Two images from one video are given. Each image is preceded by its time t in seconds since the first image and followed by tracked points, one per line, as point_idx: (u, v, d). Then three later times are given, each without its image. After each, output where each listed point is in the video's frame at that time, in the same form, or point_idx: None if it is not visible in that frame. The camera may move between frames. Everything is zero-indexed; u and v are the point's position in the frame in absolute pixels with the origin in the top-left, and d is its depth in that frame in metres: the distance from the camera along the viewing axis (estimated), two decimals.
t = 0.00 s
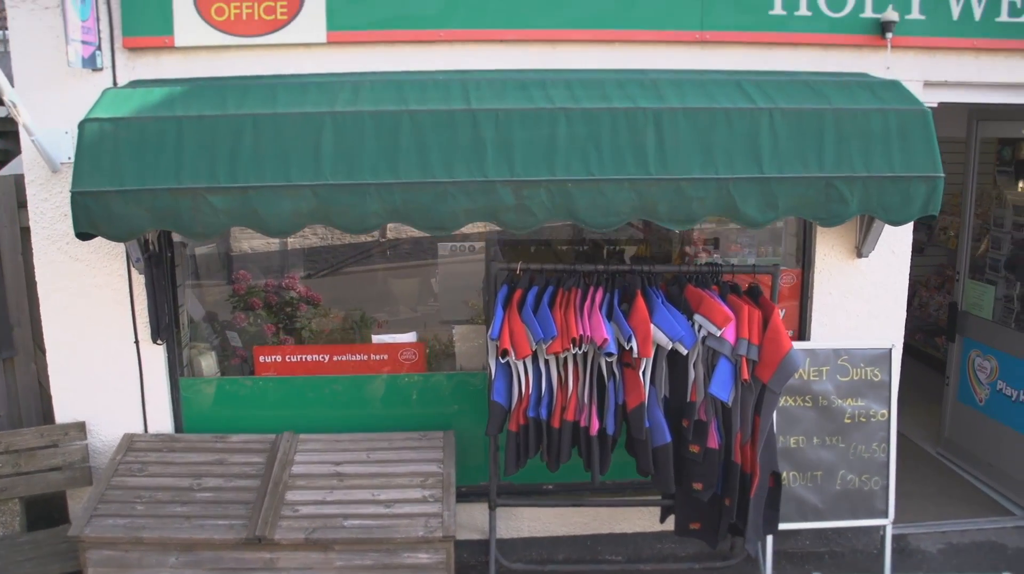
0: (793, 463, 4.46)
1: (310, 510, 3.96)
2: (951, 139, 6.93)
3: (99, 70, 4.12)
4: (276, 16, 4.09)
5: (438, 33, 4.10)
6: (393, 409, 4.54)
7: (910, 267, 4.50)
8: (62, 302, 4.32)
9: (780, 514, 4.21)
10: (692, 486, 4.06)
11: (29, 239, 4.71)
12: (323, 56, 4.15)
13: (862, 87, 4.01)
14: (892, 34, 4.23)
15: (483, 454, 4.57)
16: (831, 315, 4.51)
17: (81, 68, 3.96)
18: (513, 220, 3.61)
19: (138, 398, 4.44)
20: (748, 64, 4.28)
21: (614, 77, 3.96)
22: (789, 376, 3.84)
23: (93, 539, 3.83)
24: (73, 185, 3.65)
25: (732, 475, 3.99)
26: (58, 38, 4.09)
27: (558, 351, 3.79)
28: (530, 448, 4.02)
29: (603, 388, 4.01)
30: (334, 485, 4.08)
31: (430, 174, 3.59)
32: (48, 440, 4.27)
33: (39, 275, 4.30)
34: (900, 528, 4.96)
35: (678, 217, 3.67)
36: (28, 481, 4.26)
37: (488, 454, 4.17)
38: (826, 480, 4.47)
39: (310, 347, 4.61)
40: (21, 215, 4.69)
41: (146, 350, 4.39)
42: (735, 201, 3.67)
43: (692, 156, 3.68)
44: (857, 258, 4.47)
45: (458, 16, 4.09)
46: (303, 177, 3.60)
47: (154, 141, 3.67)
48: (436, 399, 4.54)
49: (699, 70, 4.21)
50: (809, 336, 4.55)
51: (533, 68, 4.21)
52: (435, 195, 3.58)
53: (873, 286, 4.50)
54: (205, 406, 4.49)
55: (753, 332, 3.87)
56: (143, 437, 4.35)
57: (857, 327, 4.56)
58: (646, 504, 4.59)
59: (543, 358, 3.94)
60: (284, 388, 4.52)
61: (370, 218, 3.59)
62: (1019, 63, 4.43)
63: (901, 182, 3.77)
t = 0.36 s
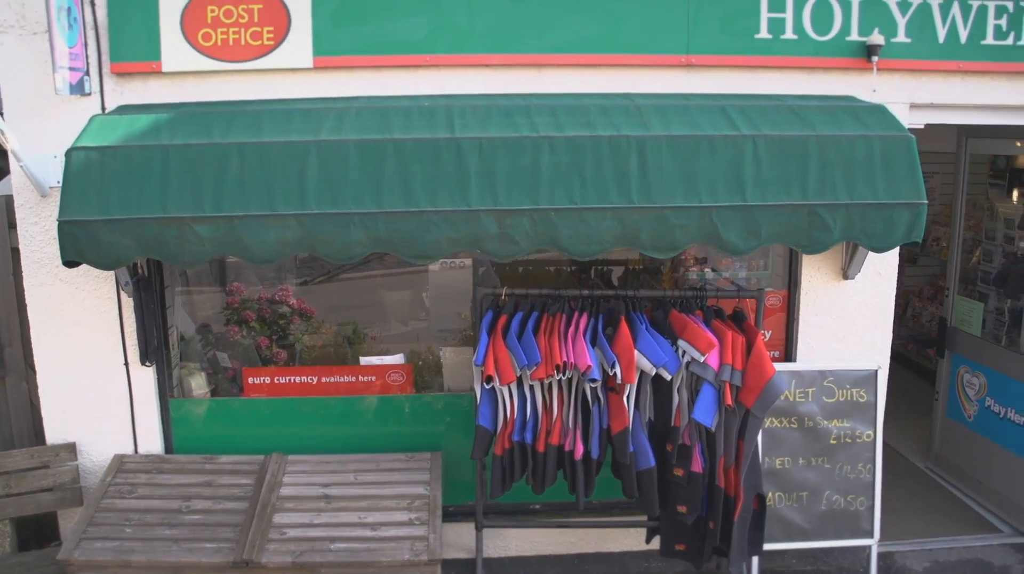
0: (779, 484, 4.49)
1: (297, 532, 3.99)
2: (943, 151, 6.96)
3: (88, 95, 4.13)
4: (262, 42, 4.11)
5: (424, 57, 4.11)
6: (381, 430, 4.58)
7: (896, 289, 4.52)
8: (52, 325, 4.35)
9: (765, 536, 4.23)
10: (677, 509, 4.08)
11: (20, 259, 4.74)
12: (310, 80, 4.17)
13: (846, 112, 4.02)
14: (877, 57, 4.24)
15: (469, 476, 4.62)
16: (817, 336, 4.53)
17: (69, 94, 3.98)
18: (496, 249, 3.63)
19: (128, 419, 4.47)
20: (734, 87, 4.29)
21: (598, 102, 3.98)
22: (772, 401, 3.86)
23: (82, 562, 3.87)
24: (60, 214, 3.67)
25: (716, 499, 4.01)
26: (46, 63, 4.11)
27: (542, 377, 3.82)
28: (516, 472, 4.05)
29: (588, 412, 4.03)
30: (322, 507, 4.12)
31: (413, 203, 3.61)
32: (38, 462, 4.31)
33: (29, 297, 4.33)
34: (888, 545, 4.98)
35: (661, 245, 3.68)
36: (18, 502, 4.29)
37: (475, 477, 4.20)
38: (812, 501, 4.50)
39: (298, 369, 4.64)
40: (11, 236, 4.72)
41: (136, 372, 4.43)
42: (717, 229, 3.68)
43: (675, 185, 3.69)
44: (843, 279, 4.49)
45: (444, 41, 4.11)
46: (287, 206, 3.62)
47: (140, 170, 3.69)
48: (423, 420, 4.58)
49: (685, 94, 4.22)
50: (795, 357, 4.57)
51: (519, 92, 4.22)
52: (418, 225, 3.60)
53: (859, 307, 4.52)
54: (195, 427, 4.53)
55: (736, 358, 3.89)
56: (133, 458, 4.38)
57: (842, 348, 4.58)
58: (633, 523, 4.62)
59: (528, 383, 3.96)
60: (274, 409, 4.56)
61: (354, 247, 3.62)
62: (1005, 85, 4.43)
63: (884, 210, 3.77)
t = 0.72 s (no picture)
0: (763, 503, 4.51)
1: (283, 554, 4.03)
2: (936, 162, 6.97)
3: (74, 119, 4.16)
4: (247, 67, 4.13)
5: (409, 82, 4.13)
6: (369, 449, 4.62)
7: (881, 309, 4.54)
8: (42, 346, 4.39)
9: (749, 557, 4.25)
10: (660, 530, 4.12)
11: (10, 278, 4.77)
12: (296, 104, 4.19)
13: (830, 137, 4.03)
14: (862, 80, 4.25)
15: (455, 500, 4.68)
16: (802, 357, 4.56)
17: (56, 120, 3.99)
18: (478, 276, 3.66)
19: (117, 439, 4.51)
20: (719, 109, 4.31)
21: (582, 127, 4.00)
22: (753, 426, 3.89)
23: None
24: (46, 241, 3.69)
25: (698, 521, 4.04)
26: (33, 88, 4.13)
27: (525, 402, 3.85)
28: (500, 494, 4.08)
29: (571, 436, 4.06)
30: (308, 529, 4.15)
31: (396, 232, 3.63)
32: (28, 482, 4.35)
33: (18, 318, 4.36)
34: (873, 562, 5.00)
35: (643, 272, 3.70)
36: (8, 522, 4.33)
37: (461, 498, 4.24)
38: (796, 520, 4.52)
39: (286, 389, 4.66)
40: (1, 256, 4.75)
41: (125, 393, 4.46)
42: (699, 256, 3.69)
43: (657, 212, 3.71)
44: (828, 301, 4.51)
45: (429, 65, 4.13)
46: (271, 234, 3.65)
47: (125, 197, 3.71)
48: (408, 441, 4.63)
49: (669, 117, 4.23)
50: (779, 378, 4.59)
51: (504, 115, 4.23)
52: (401, 253, 3.62)
53: (843, 328, 4.54)
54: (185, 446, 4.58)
55: (718, 382, 3.91)
56: (122, 478, 4.43)
57: (827, 369, 4.61)
58: (618, 542, 4.66)
59: (512, 408, 3.99)
60: (264, 428, 4.60)
61: (337, 275, 3.64)
62: (991, 106, 4.44)
63: (865, 236, 3.78)
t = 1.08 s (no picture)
0: (747, 521, 4.53)
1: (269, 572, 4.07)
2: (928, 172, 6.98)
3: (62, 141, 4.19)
4: (233, 89, 4.15)
5: (394, 104, 4.16)
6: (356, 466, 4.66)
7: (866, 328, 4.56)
8: (32, 365, 4.43)
9: None
10: (643, 550, 4.14)
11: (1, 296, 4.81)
12: (282, 126, 4.22)
13: (814, 159, 4.04)
14: (846, 101, 4.26)
15: (439, 515, 4.71)
16: (787, 376, 4.58)
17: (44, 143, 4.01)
18: (460, 301, 3.68)
19: (107, 457, 4.55)
20: (703, 131, 4.33)
21: (566, 150, 4.02)
22: (735, 448, 3.90)
23: None
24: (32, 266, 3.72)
25: (681, 541, 4.06)
26: (21, 110, 4.15)
27: (507, 425, 3.87)
28: (484, 515, 4.11)
29: (555, 457, 4.08)
30: (294, 547, 4.19)
31: (379, 257, 3.66)
32: (17, 500, 4.39)
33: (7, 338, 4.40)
34: None
35: (624, 296, 3.72)
36: None
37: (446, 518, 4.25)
38: (781, 538, 4.54)
39: (274, 407, 4.70)
40: None
41: (114, 411, 4.50)
42: (680, 281, 3.71)
43: (638, 237, 3.73)
44: (813, 320, 4.53)
45: (414, 87, 4.16)
46: (255, 260, 3.67)
47: (111, 222, 3.74)
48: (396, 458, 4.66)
49: (654, 138, 4.25)
50: (765, 397, 4.62)
51: (488, 138, 4.28)
52: (383, 278, 3.65)
53: (828, 347, 4.57)
54: (173, 464, 4.62)
55: (700, 405, 3.93)
56: (112, 496, 4.47)
57: (812, 388, 4.64)
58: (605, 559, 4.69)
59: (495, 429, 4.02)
60: (252, 446, 4.64)
61: (321, 300, 3.67)
62: (976, 126, 4.44)
63: (848, 260, 3.79)
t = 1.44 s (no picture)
0: (732, 537, 4.55)
1: None
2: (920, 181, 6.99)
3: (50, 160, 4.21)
4: (219, 108, 4.18)
5: (379, 123, 4.18)
6: (344, 481, 4.69)
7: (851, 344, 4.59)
8: (21, 382, 4.46)
9: None
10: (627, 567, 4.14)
11: None
12: (268, 145, 4.24)
13: (797, 180, 4.05)
14: (831, 119, 4.27)
15: (425, 529, 4.73)
16: (772, 392, 4.61)
17: (31, 163, 4.03)
18: (443, 322, 3.70)
19: (96, 472, 4.59)
20: (688, 149, 4.35)
21: (550, 171, 4.04)
22: (719, 466, 3.90)
23: None
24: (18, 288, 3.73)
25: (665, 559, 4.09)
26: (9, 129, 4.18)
27: (491, 444, 3.89)
28: (469, 531, 4.13)
29: (540, 474, 4.10)
30: (281, 563, 4.22)
31: (362, 279, 3.68)
32: (7, 516, 4.43)
33: None
34: None
35: (606, 317, 3.73)
36: None
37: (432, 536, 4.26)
38: (766, 553, 4.56)
39: (262, 424, 4.74)
40: None
41: (103, 427, 4.54)
42: (662, 302, 3.73)
43: (621, 259, 3.74)
44: (798, 336, 4.55)
45: (399, 107, 4.17)
46: (239, 281, 3.69)
47: (97, 244, 3.77)
48: (383, 474, 4.70)
49: (638, 157, 4.27)
50: (750, 413, 4.64)
51: (473, 156, 4.30)
52: (366, 299, 3.67)
53: (813, 364, 4.60)
54: (161, 479, 4.65)
55: (683, 424, 3.96)
56: (101, 511, 4.51)
57: (797, 404, 4.67)
58: None
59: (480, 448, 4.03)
60: (239, 461, 4.66)
61: (304, 321, 3.69)
62: (961, 143, 4.45)
63: (830, 281, 3.80)
